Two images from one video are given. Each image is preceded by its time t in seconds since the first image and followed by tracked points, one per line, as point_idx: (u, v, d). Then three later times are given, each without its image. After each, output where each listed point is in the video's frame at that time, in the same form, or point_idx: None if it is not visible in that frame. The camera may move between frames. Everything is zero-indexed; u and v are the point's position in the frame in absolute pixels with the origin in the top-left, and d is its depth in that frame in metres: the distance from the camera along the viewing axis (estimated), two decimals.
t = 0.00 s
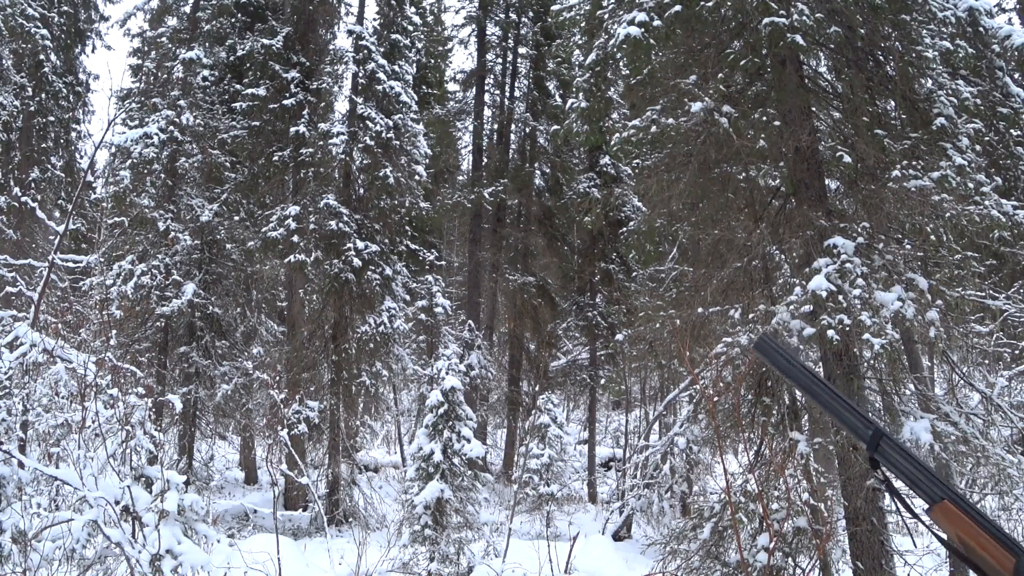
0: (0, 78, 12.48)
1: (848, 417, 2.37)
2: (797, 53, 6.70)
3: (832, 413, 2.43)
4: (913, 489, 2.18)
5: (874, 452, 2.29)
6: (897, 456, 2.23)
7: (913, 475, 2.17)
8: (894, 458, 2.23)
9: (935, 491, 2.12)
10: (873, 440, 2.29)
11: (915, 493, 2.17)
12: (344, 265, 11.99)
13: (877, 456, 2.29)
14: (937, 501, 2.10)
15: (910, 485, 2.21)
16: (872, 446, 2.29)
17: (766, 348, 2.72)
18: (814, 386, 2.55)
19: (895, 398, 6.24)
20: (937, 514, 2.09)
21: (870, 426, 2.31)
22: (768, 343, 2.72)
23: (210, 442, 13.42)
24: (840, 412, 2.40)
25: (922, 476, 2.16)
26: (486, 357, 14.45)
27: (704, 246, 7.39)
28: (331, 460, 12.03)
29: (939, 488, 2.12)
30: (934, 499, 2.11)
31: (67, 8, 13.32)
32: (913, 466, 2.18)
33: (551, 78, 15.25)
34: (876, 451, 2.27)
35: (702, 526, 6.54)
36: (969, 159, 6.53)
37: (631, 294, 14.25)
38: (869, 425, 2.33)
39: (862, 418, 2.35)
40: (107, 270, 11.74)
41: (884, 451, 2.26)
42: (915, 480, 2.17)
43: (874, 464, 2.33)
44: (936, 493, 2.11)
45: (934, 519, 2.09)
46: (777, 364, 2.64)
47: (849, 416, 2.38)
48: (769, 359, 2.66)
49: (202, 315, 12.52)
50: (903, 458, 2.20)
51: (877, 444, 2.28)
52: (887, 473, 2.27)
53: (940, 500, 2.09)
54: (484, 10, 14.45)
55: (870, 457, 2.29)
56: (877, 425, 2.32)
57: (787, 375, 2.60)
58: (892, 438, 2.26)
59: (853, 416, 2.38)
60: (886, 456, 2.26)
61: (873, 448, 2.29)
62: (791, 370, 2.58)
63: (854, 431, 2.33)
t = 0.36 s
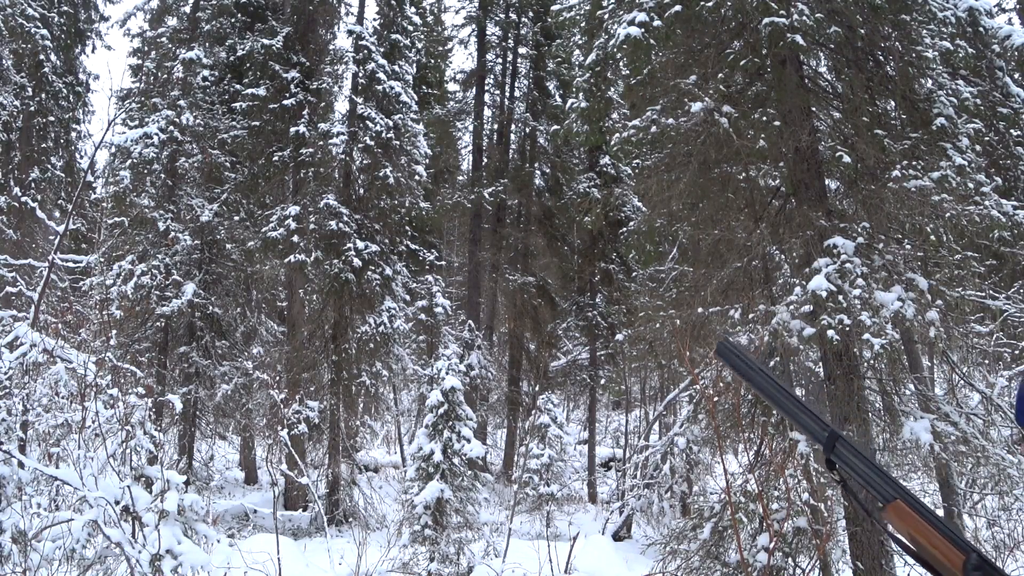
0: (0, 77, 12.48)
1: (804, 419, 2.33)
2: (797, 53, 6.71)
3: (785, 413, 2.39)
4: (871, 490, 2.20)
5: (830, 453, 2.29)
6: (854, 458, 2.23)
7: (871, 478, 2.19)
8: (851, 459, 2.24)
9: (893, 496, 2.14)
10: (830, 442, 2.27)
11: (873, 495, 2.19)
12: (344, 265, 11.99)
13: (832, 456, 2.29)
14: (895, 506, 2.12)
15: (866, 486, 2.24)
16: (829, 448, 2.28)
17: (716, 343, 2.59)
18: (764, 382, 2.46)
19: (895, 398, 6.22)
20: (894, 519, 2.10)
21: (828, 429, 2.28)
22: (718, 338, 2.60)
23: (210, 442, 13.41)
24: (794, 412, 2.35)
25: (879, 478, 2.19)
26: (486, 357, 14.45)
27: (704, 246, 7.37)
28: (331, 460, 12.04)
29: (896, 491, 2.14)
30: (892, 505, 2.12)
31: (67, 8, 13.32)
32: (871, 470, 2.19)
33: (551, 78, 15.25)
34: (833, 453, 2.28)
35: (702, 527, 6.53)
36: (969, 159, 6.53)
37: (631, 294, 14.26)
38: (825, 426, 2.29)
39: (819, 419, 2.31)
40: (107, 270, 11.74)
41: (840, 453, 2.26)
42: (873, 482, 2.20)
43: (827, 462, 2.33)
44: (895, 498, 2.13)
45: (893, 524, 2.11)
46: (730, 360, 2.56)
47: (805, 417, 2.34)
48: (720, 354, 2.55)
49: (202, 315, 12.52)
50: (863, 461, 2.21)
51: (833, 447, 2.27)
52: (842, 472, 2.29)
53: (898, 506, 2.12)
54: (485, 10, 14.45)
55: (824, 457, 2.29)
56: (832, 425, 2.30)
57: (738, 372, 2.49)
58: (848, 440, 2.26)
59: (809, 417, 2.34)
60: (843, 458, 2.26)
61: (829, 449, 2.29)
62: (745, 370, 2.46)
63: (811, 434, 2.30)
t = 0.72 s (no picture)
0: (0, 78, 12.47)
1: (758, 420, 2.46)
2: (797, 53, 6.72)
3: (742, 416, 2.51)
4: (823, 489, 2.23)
5: (785, 455, 2.39)
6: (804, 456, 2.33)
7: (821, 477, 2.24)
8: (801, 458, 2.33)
9: (841, 492, 2.17)
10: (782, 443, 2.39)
11: (824, 493, 2.23)
12: (344, 265, 12.01)
13: (787, 459, 2.39)
14: (843, 500, 2.14)
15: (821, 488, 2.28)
16: (783, 450, 2.39)
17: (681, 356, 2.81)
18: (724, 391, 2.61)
19: (895, 399, 6.23)
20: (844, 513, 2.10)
21: (779, 429, 2.40)
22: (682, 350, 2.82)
23: (211, 442, 13.41)
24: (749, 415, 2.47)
25: (828, 477, 2.24)
26: (486, 357, 14.45)
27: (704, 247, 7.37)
28: (331, 460, 12.05)
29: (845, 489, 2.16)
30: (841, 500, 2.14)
31: (67, 8, 13.32)
32: (820, 467, 2.27)
33: (551, 78, 15.24)
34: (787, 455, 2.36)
35: (702, 526, 6.53)
36: (969, 159, 6.54)
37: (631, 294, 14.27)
38: (779, 429, 2.41)
39: (773, 422, 2.44)
40: (107, 270, 11.74)
41: (792, 453, 2.36)
42: (824, 480, 2.24)
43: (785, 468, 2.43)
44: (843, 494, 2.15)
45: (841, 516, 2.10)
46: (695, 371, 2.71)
47: (760, 420, 2.48)
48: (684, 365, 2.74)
49: (202, 315, 12.53)
50: (810, 458, 2.30)
51: (786, 448, 2.37)
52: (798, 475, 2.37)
53: (847, 500, 2.12)
54: (485, 10, 14.45)
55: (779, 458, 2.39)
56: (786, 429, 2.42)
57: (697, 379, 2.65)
58: (799, 441, 2.35)
59: (764, 421, 2.47)
60: (796, 457, 2.36)
61: (782, 451, 2.39)
62: (703, 374, 2.62)
63: (764, 435, 2.41)
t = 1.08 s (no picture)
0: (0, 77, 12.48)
1: (719, 429, 2.71)
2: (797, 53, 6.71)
3: (705, 427, 2.78)
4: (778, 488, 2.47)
5: (744, 460, 2.65)
6: (760, 460, 2.58)
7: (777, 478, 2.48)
8: (758, 461, 2.58)
9: (796, 492, 2.39)
10: (741, 449, 2.64)
11: (780, 493, 2.46)
12: (344, 265, 12.02)
13: (748, 465, 2.63)
14: (796, 498, 2.36)
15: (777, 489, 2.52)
16: (742, 455, 2.64)
17: (650, 374, 3.09)
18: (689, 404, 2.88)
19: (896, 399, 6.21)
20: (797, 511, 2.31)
21: (738, 437, 2.66)
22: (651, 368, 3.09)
23: (211, 442, 13.41)
24: (711, 425, 2.74)
25: (783, 478, 2.47)
26: (486, 357, 14.46)
27: (704, 247, 7.38)
28: (331, 460, 12.03)
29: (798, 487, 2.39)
30: (796, 499, 2.36)
31: (67, 8, 13.32)
32: (775, 469, 2.51)
33: (551, 78, 15.24)
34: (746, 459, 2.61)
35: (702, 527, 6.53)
36: (969, 160, 6.54)
37: (631, 294, 14.26)
38: (738, 437, 2.67)
39: (733, 431, 2.70)
40: (107, 270, 11.74)
41: (750, 458, 2.61)
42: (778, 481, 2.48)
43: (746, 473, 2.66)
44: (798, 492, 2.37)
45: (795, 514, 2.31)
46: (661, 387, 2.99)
47: (721, 430, 2.73)
48: (651, 381, 3.00)
49: (202, 315, 12.55)
50: (766, 461, 2.54)
51: (745, 453, 2.62)
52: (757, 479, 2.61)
53: (800, 499, 2.34)
54: (485, 10, 14.45)
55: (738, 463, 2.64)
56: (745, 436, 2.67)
57: (663, 395, 2.93)
58: (757, 446, 2.61)
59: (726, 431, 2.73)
60: (754, 461, 2.60)
61: (742, 457, 2.65)
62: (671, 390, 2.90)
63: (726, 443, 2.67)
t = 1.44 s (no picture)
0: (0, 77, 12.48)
1: (704, 440, 2.76)
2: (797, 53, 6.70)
3: (691, 438, 2.82)
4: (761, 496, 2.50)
5: (728, 469, 2.69)
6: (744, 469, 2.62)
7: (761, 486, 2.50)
8: (742, 471, 2.62)
9: (780, 501, 2.41)
10: (726, 459, 2.68)
11: (764, 500, 2.48)
12: (344, 265, 12.02)
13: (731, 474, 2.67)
14: (781, 506, 2.38)
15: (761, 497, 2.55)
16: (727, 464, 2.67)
17: (635, 387, 3.15)
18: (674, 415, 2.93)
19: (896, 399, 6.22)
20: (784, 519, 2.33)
21: (723, 447, 2.70)
22: (634, 378, 3.16)
23: (211, 442, 13.40)
24: (697, 435, 2.78)
25: (767, 486, 2.50)
26: (486, 357, 14.46)
27: (704, 247, 7.39)
28: (331, 461, 12.02)
29: (783, 495, 2.42)
30: (781, 507, 2.38)
31: (67, 8, 13.32)
32: (759, 477, 2.54)
33: (551, 78, 15.25)
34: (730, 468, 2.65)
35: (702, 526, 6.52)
36: (969, 160, 6.54)
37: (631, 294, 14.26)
38: (723, 447, 2.71)
39: (717, 441, 2.74)
40: (107, 270, 11.73)
41: (734, 467, 2.65)
42: (762, 488, 2.51)
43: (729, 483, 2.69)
44: (783, 502, 2.38)
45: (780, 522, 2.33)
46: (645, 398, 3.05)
47: (706, 440, 2.78)
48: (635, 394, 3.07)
49: (202, 315, 12.55)
50: (749, 469, 2.59)
51: (729, 462, 2.66)
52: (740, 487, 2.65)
53: (784, 506, 2.37)
54: (484, 10, 14.45)
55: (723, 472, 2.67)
56: (729, 446, 2.72)
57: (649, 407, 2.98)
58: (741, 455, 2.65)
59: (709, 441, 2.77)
60: (737, 470, 2.64)
61: (727, 466, 2.68)
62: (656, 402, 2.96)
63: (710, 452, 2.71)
